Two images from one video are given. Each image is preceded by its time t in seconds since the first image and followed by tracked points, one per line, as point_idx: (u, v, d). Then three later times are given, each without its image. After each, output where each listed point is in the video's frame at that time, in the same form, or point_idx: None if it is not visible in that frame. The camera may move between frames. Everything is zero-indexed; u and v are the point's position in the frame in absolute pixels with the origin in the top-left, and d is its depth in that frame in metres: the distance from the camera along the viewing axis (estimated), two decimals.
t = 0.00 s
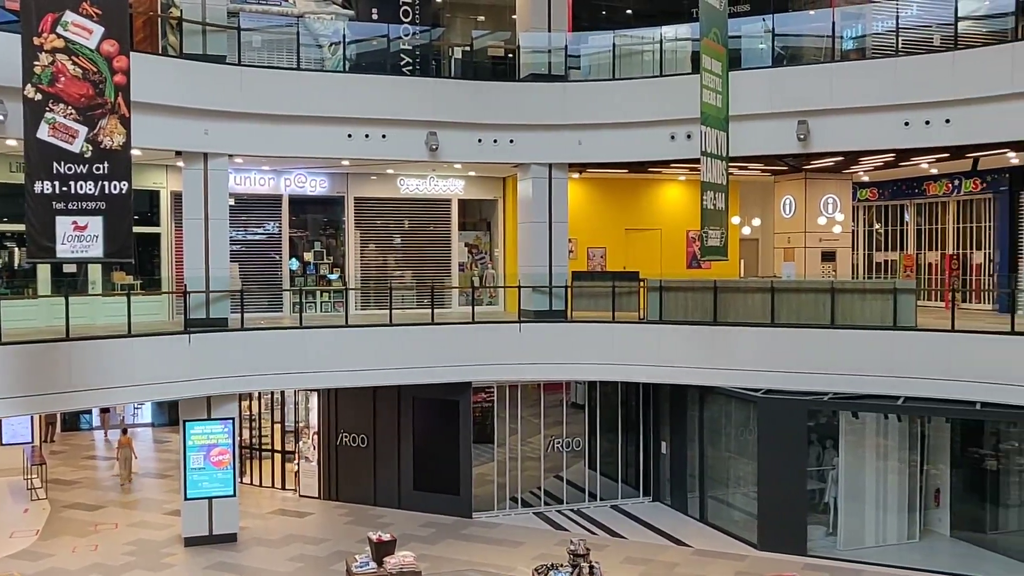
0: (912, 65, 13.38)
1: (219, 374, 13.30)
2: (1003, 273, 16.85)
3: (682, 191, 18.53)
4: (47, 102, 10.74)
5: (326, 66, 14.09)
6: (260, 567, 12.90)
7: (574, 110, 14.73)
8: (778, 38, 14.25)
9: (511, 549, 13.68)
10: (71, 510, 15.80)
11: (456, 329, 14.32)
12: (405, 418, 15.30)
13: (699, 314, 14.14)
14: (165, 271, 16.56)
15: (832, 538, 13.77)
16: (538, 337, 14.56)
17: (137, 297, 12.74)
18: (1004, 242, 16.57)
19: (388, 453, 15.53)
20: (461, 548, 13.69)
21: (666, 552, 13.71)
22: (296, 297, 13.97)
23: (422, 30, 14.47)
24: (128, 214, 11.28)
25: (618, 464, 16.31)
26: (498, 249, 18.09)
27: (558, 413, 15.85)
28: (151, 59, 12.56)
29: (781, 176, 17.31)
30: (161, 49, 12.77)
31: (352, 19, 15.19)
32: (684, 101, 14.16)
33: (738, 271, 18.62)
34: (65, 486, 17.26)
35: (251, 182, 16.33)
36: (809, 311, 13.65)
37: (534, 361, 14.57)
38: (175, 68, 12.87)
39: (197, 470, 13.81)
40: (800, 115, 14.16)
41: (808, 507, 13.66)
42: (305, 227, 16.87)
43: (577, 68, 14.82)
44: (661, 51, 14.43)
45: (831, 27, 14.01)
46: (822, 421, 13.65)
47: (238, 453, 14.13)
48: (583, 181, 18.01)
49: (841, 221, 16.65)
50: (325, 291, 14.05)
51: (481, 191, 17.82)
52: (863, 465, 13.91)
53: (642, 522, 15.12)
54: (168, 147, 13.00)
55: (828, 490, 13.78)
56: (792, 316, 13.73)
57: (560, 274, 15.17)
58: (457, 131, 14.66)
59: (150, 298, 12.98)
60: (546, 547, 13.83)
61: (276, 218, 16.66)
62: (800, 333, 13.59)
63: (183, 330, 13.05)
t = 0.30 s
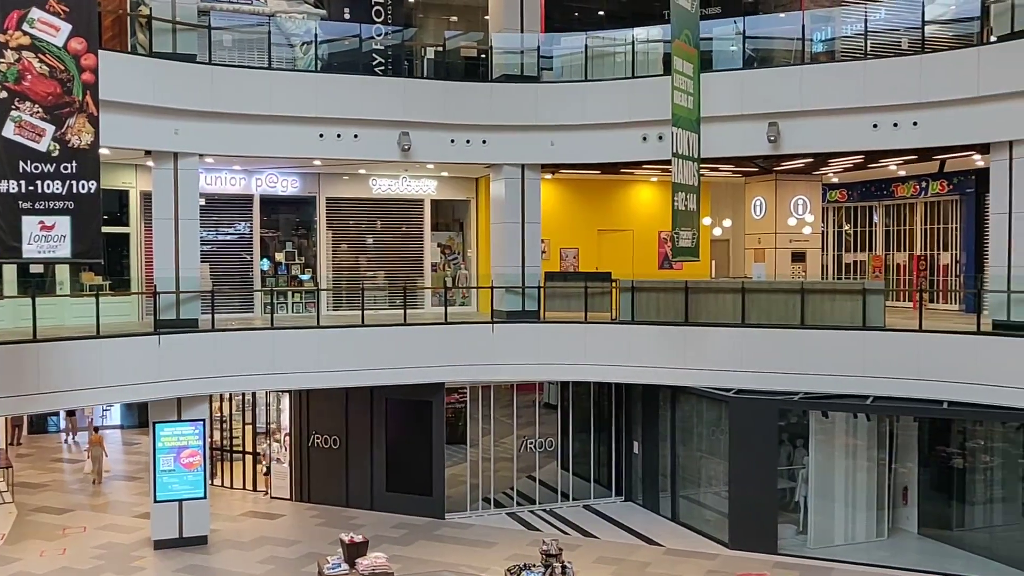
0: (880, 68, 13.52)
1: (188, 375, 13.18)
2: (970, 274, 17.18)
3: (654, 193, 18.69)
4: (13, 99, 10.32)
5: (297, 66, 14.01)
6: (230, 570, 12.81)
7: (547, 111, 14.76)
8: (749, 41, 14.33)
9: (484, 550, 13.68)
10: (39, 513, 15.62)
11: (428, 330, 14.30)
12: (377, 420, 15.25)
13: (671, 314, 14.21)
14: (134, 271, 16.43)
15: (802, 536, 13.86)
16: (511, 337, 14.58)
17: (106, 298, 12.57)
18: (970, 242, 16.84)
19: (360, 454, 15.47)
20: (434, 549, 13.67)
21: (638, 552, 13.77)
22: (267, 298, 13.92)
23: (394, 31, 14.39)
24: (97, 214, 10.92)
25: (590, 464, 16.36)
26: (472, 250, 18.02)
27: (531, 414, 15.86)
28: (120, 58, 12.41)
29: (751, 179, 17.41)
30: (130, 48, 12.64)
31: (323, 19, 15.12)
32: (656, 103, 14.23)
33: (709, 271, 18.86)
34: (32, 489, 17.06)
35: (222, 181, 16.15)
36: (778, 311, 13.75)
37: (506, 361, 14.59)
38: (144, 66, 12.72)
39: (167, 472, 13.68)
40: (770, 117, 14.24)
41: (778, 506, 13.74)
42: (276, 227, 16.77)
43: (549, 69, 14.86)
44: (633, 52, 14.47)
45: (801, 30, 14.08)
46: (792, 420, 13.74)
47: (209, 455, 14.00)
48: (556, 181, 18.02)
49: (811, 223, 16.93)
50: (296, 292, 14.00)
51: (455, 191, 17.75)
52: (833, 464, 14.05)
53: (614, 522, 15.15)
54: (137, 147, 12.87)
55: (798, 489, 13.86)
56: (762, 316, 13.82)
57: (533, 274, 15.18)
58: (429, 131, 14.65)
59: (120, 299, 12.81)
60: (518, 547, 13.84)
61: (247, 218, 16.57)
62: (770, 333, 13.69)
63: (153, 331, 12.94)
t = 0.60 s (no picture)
0: (845, 70, 13.67)
1: (151, 378, 13.03)
2: (933, 274, 17.48)
3: (622, 194, 18.90)
4: None
5: (264, 65, 13.95)
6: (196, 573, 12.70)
7: (515, 111, 14.78)
8: (715, 43, 14.44)
9: (453, 551, 13.65)
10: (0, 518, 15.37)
11: (396, 330, 14.26)
12: (345, 422, 15.19)
13: (639, 315, 14.30)
14: (98, 272, 16.26)
15: (769, 534, 13.97)
16: (479, 337, 14.57)
17: (69, 298, 12.40)
18: (933, 241, 17.14)
19: (328, 455, 15.40)
20: (402, 550, 13.63)
21: (606, 551, 13.81)
22: (234, 298, 13.78)
23: (362, 30, 14.39)
24: (62, 214, 10.38)
25: (559, 464, 16.41)
26: (440, 251, 18.12)
27: (500, 414, 15.87)
28: (83, 56, 12.26)
29: (718, 179, 17.58)
30: (93, 45, 12.51)
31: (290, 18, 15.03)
32: (623, 105, 14.31)
33: (676, 271, 19.00)
34: None
35: (188, 181, 16.05)
36: (745, 312, 13.88)
37: (475, 362, 14.59)
38: (108, 64, 12.55)
39: (131, 475, 13.53)
40: (737, 119, 14.34)
41: (745, 505, 13.82)
42: (243, 227, 16.70)
43: (518, 69, 14.89)
44: (601, 53, 14.55)
45: (766, 32, 14.22)
46: (759, 419, 13.81)
47: (175, 457, 13.89)
48: (524, 181, 17.99)
49: (777, 223, 17.02)
50: (263, 292, 13.79)
51: (422, 191, 17.71)
52: (798, 462, 14.12)
53: (583, 522, 15.18)
54: (101, 146, 12.69)
55: (765, 487, 13.96)
56: (729, 316, 13.94)
57: (501, 275, 15.19)
58: (398, 131, 14.61)
59: (83, 300, 12.62)
60: (487, 547, 13.85)
61: (213, 218, 16.45)
62: (737, 333, 13.78)
63: (117, 332, 12.72)
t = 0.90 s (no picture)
0: (811, 73, 13.82)
1: (134, 378, 12.95)
2: (898, 274, 17.70)
3: (590, 194, 19.01)
4: None
5: (231, 63, 13.82)
6: None
7: (484, 111, 14.77)
8: (684, 44, 14.52)
9: (422, 552, 13.61)
10: None
11: (365, 330, 14.22)
12: (313, 423, 15.12)
13: (607, 315, 14.35)
14: (62, 272, 16.05)
15: (736, 532, 14.03)
16: (448, 337, 14.53)
17: (31, 299, 12.17)
18: (897, 241, 17.44)
19: (296, 457, 15.31)
20: (371, 552, 13.58)
21: (576, 551, 13.84)
22: (201, 298, 13.89)
23: (331, 29, 14.35)
24: (23, 212, 10.20)
25: (528, 464, 16.44)
26: (409, 251, 18.00)
27: (470, 414, 15.86)
28: (47, 53, 12.07)
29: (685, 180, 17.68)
30: (56, 42, 12.26)
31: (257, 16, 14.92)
32: (592, 106, 14.37)
33: (645, 272, 19.11)
34: None
35: (154, 180, 15.91)
36: (714, 312, 13.97)
37: (444, 362, 14.55)
38: (72, 62, 12.36)
39: (95, 477, 13.34)
40: (704, 120, 14.42)
41: (713, 503, 13.89)
42: (210, 227, 16.58)
43: (487, 70, 14.89)
44: (570, 54, 14.60)
45: (734, 34, 14.29)
46: (727, 418, 13.94)
47: (140, 459, 13.73)
48: (494, 181, 17.98)
49: (744, 224, 17.24)
50: (230, 292, 13.75)
51: (391, 191, 17.65)
52: (766, 461, 14.24)
53: (553, 522, 15.19)
54: (65, 144, 12.50)
55: (732, 486, 14.05)
56: (697, 315, 14.01)
57: (471, 275, 15.19)
58: (366, 130, 14.56)
59: (46, 300, 12.51)
60: (456, 548, 13.83)
61: (180, 218, 16.32)
62: (705, 333, 13.87)
63: (81, 333, 12.44)
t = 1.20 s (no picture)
0: (779, 74, 13.92)
1: (114, 378, 12.84)
2: (864, 274, 17.89)
3: (561, 194, 19.10)
4: None
5: (200, 62, 13.71)
6: None
7: (455, 111, 14.76)
8: (654, 45, 14.59)
9: (393, 553, 13.56)
10: None
11: (335, 331, 14.16)
12: (283, 424, 15.05)
13: (578, 314, 14.37)
14: (26, 272, 15.85)
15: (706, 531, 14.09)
16: (419, 337, 14.50)
17: None
18: (863, 242, 17.56)
19: (265, 458, 15.22)
20: (341, 553, 13.52)
21: (547, 550, 13.86)
22: (168, 299, 13.71)
23: (301, 28, 14.26)
24: None
25: (499, 464, 16.46)
26: (379, 251, 17.91)
27: (441, 415, 15.84)
28: (13, 50, 11.80)
29: (656, 180, 17.79)
30: (22, 39, 12.00)
31: (225, 15, 14.81)
32: (562, 106, 14.41)
33: (615, 271, 19.20)
34: None
35: (121, 180, 15.62)
36: (684, 311, 14.02)
37: (415, 363, 14.52)
38: (37, 59, 12.13)
39: (60, 480, 13.19)
40: (674, 121, 14.48)
41: (683, 502, 13.97)
42: (178, 227, 16.47)
43: (458, 70, 14.88)
44: (540, 55, 14.64)
45: (703, 35, 14.41)
46: (697, 417, 14.02)
47: (107, 462, 13.58)
48: (464, 182, 18.01)
49: (713, 224, 17.37)
50: (198, 293, 13.73)
51: (362, 191, 17.60)
52: (735, 460, 14.35)
53: (523, 522, 15.21)
54: (30, 142, 12.23)
55: (702, 484, 14.13)
56: (667, 315, 14.08)
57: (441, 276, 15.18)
58: (336, 129, 14.50)
59: (10, 300, 12.44)
60: (428, 549, 13.82)
61: (148, 217, 16.17)
62: (675, 333, 13.94)
63: (46, 334, 12.20)
